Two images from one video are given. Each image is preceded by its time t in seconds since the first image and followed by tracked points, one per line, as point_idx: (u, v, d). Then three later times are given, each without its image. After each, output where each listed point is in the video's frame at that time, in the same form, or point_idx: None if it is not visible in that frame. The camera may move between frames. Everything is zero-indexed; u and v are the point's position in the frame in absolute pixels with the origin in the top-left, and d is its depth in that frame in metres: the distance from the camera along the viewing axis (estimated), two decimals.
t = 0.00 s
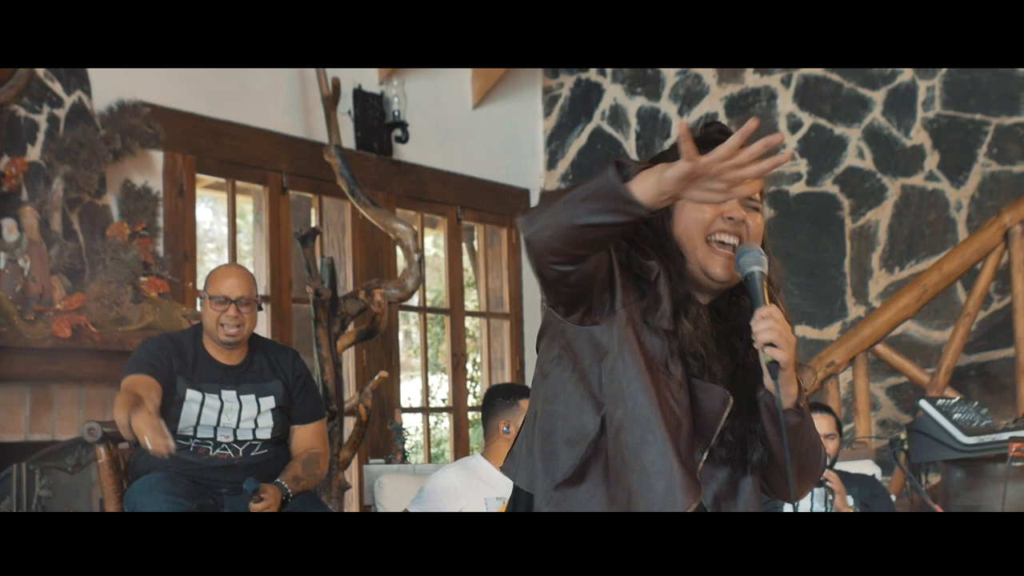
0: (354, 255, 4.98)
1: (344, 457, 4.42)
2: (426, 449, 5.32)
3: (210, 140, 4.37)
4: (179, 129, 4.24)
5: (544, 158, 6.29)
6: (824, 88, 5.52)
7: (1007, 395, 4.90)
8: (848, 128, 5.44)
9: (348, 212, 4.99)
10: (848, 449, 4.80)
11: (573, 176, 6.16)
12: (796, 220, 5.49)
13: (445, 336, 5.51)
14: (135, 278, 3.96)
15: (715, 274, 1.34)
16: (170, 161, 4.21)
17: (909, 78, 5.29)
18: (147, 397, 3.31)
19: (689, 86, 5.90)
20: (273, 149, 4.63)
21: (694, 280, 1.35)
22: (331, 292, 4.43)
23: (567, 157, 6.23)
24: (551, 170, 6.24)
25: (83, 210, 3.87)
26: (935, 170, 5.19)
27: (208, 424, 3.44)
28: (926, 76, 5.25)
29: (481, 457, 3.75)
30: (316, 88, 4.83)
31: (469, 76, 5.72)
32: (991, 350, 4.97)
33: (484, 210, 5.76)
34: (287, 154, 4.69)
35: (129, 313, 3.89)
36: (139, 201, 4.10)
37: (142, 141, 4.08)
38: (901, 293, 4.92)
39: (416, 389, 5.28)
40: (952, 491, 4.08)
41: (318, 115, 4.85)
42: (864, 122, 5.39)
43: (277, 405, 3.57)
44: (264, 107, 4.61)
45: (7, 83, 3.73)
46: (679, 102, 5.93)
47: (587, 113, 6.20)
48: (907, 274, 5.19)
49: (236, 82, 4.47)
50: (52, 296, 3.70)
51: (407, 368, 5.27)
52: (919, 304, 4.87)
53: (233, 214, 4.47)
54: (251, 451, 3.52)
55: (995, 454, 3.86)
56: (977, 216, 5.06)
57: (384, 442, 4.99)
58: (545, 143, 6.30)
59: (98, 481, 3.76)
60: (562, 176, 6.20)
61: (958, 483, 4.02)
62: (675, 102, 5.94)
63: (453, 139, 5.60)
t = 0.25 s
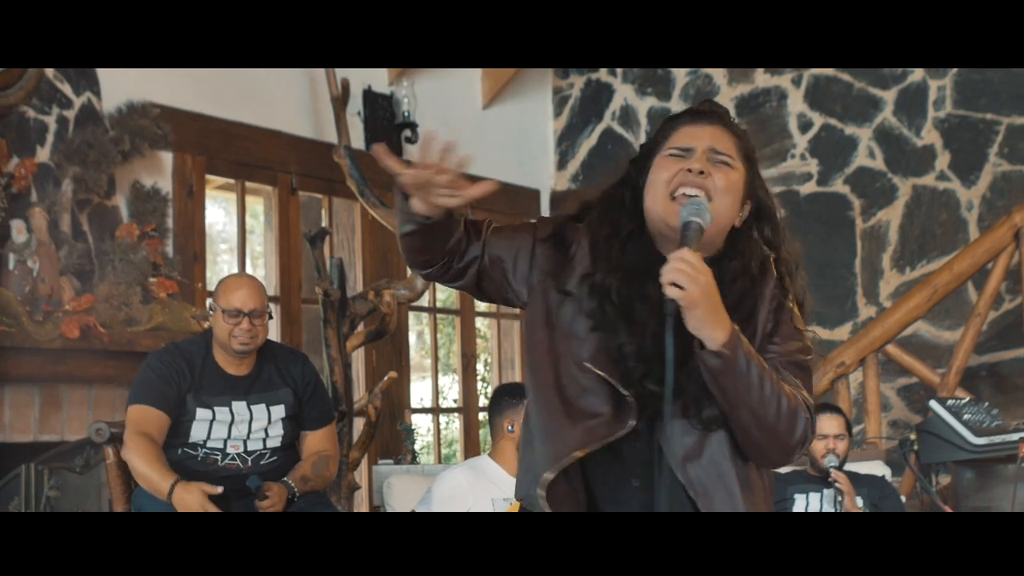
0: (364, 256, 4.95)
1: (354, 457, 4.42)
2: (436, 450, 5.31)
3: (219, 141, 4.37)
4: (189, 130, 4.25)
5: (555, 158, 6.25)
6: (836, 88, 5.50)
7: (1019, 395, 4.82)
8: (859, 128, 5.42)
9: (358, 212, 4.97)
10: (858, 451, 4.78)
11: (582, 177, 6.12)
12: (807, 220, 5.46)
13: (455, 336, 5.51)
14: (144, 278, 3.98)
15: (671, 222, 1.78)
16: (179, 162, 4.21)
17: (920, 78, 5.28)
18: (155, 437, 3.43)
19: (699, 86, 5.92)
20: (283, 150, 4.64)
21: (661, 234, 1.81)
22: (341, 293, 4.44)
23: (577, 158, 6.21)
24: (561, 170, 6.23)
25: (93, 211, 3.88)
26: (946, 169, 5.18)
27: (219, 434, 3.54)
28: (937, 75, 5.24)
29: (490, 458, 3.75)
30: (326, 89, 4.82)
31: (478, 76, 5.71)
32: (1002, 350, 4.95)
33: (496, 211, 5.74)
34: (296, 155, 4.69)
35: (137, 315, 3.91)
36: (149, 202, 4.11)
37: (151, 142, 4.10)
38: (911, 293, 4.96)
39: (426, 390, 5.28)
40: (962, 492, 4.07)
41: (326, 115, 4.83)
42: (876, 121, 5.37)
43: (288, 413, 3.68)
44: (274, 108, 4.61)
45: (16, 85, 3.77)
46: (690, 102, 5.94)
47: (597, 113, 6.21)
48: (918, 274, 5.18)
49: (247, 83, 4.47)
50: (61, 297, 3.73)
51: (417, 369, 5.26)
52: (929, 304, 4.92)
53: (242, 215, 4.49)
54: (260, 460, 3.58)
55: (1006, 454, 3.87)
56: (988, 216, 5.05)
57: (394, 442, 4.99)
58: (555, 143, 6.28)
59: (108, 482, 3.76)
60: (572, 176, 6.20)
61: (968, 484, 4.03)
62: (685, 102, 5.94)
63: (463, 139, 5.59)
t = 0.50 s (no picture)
0: (373, 256, 4.97)
1: (364, 458, 4.43)
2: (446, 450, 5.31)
3: (229, 142, 4.39)
4: (198, 131, 4.26)
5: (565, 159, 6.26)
6: (845, 88, 5.50)
7: None
8: (870, 128, 5.41)
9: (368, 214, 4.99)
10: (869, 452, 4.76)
11: (593, 177, 6.14)
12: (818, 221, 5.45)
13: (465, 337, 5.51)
14: (154, 279, 4.02)
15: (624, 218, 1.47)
16: (189, 163, 4.22)
17: (931, 78, 5.27)
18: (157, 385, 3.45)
19: (710, 86, 5.91)
20: (291, 150, 4.65)
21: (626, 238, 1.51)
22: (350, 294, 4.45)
23: (588, 159, 6.21)
24: (571, 171, 6.23)
25: (103, 212, 3.89)
26: (957, 169, 5.16)
27: (222, 423, 3.43)
28: (948, 75, 5.22)
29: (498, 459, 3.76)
30: (335, 91, 4.84)
31: (489, 77, 5.72)
32: (1014, 351, 4.94)
33: (506, 211, 5.74)
34: (306, 155, 4.71)
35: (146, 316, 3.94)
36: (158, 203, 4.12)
37: (161, 143, 4.11)
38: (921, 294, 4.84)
39: (436, 391, 5.29)
40: (973, 493, 4.04)
41: (337, 117, 4.86)
42: (886, 121, 5.36)
43: (292, 406, 3.52)
44: (284, 109, 4.62)
45: (27, 86, 3.78)
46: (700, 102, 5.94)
47: (607, 114, 6.22)
48: (929, 274, 5.17)
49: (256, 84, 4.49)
50: (70, 297, 3.75)
51: (426, 370, 5.27)
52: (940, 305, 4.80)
53: (251, 215, 4.50)
54: (267, 454, 3.46)
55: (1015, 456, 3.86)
56: (999, 216, 5.04)
57: (404, 443, 5.00)
58: (565, 144, 6.29)
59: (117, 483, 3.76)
60: (582, 177, 6.21)
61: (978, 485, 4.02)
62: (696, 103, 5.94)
63: (473, 140, 5.60)
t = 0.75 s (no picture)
0: (380, 257, 4.96)
1: (370, 458, 4.42)
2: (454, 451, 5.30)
3: (235, 142, 4.40)
4: (204, 132, 4.27)
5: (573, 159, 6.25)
6: (853, 88, 5.49)
7: None
8: (877, 128, 5.41)
9: (375, 214, 4.99)
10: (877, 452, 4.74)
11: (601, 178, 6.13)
12: (825, 221, 5.47)
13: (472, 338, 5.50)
14: (160, 279, 4.03)
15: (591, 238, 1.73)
16: (196, 163, 4.23)
17: (939, 78, 5.25)
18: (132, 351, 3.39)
19: (717, 86, 5.89)
20: (298, 151, 4.66)
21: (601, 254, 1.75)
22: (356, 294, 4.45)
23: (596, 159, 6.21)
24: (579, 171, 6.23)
25: (109, 213, 3.90)
26: (965, 169, 5.15)
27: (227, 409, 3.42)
28: (957, 74, 5.21)
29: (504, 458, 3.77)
30: (342, 91, 4.85)
31: (496, 77, 5.73)
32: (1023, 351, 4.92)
33: (513, 211, 5.72)
34: (313, 155, 4.72)
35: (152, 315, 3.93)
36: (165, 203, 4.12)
37: (167, 144, 4.12)
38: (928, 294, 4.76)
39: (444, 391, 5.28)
40: (980, 493, 4.02)
41: (344, 118, 4.87)
42: (894, 121, 5.35)
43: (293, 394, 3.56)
44: (290, 110, 4.63)
45: (32, 87, 3.79)
46: (707, 102, 5.93)
47: (615, 114, 6.22)
48: (938, 274, 5.16)
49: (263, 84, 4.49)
50: (77, 298, 3.76)
51: (434, 371, 5.26)
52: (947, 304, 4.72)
53: (258, 216, 4.51)
54: (269, 443, 3.82)
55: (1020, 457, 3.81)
56: (1008, 216, 5.02)
57: (411, 444, 5.00)
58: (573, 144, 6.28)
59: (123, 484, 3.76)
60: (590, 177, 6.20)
61: (986, 485, 3.98)
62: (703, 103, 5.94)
63: (480, 140, 5.60)
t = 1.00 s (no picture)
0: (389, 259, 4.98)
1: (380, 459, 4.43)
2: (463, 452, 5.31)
3: (243, 144, 4.41)
4: (212, 134, 4.29)
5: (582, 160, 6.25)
6: (863, 89, 5.48)
7: None
8: (887, 129, 5.38)
9: (384, 216, 5.01)
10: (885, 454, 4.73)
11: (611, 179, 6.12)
12: (836, 222, 5.46)
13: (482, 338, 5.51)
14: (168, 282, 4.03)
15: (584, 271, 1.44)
16: (205, 165, 4.25)
17: (949, 79, 5.24)
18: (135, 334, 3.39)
19: (727, 87, 5.88)
20: (306, 153, 4.67)
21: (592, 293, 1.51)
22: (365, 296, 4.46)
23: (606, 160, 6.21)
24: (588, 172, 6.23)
25: (117, 215, 3.92)
26: (975, 170, 5.15)
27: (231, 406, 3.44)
28: (967, 75, 5.20)
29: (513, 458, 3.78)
30: (351, 93, 4.86)
31: (505, 79, 5.73)
32: None
33: (523, 213, 5.73)
34: (321, 157, 4.74)
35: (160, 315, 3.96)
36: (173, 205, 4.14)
37: (176, 147, 4.13)
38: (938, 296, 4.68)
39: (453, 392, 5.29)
40: (989, 495, 4.01)
41: (353, 120, 4.89)
42: (904, 122, 5.33)
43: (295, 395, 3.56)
44: (299, 112, 4.65)
45: (42, 89, 3.80)
46: (717, 103, 5.93)
47: (624, 115, 6.23)
48: (948, 275, 5.15)
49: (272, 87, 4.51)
50: (85, 300, 3.77)
51: (443, 372, 5.27)
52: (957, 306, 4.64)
53: (267, 217, 4.53)
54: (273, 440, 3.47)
55: None
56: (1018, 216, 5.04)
57: (420, 445, 5.02)
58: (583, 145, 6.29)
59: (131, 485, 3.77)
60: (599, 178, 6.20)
61: (995, 487, 3.96)
62: (712, 104, 5.94)
63: (490, 142, 5.61)
